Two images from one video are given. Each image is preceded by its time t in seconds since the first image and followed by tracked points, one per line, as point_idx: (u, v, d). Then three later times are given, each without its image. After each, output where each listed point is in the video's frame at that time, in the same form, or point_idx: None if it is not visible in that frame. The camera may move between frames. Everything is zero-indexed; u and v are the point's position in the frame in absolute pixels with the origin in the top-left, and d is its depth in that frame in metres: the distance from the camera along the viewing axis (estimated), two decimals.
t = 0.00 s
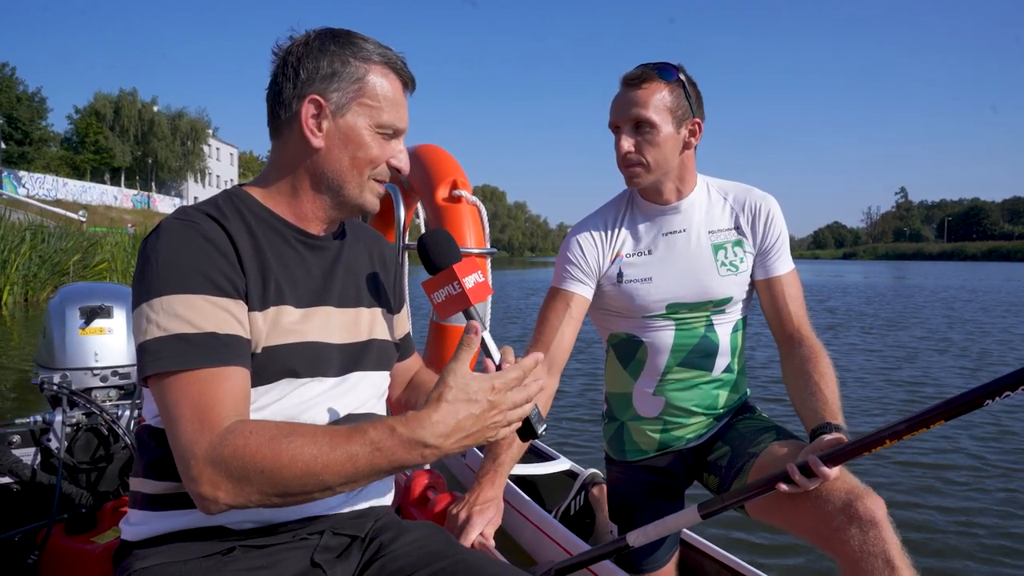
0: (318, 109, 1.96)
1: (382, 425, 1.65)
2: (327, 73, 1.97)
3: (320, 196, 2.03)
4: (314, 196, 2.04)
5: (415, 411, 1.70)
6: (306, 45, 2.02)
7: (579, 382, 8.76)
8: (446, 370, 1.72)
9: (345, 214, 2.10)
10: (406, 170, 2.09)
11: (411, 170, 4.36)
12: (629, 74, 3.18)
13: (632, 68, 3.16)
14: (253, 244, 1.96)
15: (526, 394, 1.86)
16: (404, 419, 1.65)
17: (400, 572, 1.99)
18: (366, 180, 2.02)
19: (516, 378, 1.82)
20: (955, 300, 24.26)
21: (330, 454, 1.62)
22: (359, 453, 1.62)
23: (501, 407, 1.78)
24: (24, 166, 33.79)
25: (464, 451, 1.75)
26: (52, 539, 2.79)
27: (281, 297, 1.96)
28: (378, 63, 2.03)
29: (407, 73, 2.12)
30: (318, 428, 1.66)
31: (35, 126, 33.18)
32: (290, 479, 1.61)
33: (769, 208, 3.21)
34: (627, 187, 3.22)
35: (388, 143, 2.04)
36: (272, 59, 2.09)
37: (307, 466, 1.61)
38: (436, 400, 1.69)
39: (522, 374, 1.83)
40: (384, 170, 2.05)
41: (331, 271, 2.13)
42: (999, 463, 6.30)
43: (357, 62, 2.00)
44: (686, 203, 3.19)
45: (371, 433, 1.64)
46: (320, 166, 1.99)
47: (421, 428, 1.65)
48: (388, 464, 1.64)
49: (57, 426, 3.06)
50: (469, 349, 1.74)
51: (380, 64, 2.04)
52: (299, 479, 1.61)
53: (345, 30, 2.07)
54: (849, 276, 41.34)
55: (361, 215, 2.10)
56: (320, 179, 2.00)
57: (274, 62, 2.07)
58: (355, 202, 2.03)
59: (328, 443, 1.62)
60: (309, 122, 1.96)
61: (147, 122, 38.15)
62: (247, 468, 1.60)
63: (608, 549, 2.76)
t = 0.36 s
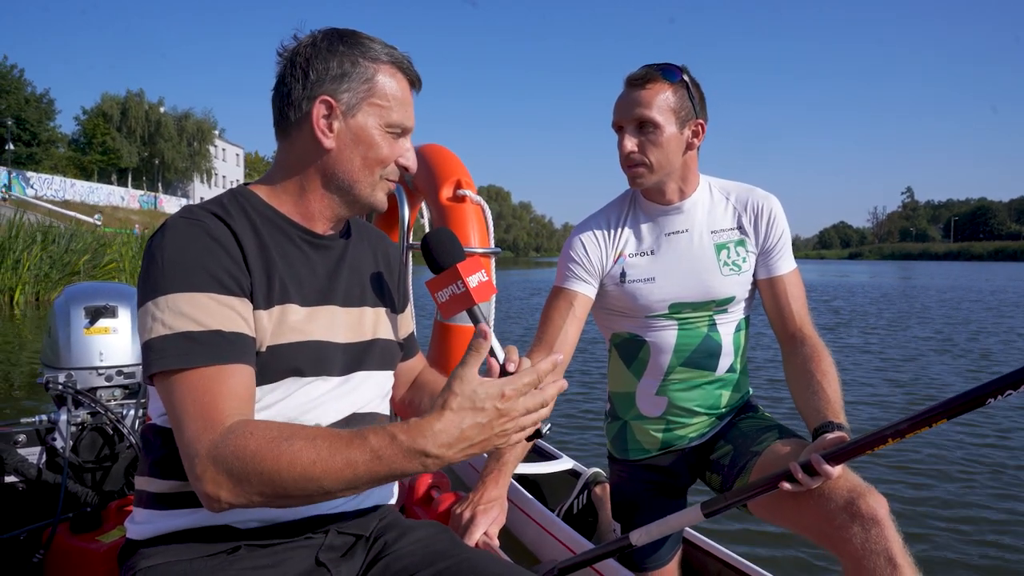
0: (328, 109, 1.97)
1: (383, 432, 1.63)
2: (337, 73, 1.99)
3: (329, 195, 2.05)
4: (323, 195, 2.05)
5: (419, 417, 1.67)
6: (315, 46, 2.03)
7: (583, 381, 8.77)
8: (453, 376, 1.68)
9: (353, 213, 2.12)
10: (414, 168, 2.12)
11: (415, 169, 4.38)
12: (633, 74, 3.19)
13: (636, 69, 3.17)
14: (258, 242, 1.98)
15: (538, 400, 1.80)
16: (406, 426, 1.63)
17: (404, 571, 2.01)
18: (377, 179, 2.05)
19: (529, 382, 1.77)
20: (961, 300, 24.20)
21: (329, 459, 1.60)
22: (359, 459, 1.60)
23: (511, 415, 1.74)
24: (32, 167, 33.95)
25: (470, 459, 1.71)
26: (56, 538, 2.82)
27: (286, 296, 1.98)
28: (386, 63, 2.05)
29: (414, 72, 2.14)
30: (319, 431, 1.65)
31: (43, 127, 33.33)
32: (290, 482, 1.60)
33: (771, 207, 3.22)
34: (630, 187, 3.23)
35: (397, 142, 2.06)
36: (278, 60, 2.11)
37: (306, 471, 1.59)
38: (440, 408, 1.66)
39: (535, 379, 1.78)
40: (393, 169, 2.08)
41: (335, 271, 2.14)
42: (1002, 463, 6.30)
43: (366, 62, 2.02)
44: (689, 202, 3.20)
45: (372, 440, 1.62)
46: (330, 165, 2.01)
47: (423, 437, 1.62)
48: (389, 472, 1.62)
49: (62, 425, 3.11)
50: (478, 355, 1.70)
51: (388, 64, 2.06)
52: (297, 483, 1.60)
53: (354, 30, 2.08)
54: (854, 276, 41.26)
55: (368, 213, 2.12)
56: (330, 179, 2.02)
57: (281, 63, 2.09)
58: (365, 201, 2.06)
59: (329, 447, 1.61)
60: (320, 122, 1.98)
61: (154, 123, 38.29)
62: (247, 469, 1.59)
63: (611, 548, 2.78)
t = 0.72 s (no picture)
0: (326, 107, 1.97)
1: (374, 431, 1.61)
2: (336, 71, 1.98)
3: (327, 193, 2.04)
4: (322, 193, 2.05)
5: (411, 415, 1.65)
6: (312, 43, 2.02)
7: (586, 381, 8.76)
8: (443, 373, 1.65)
9: (352, 211, 2.11)
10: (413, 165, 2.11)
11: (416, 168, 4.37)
12: (635, 72, 3.18)
13: (638, 66, 3.16)
14: (256, 240, 1.97)
15: (531, 394, 1.76)
16: (396, 425, 1.61)
17: (403, 572, 1.99)
18: (376, 176, 2.04)
19: (521, 377, 1.74)
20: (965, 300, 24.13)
21: (320, 460, 1.59)
22: (349, 460, 1.59)
23: (503, 410, 1.70)
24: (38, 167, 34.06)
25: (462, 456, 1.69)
26: (56, 537, 2.82)
27: (283, 295, 1.97)
28: (384, 59, 2.05)
29: (412, 69, 2.13)
30: (311, 431, 1.64)
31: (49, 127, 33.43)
32: (281, 484, 1.59)
33: (773, 205, 3.21)
34: (631, 185, 3.21)
35: (396, 139, 2.05)
36: (276, 57, 2.10)
37: (297, 472, 1.59)
38: (431, 405, 1.63)
39: (528, 374, 1.74)
40: (391, 166, 2.07)
41: (334, 268, 2.14)
42: (1005, 462, 6.29)
43: (364, 59, 2.01)
44: (690, 201, 3.19)
45: (363, 439, 1.60)
46: (328, 163, 2.00)
47: (413, 435, 1.60)
48: (379, 471, 1.60)
49: (62, 424, 3.11)
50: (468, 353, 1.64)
51: (386, 61, 2.05)
52: (288, 485, 1.59)
53: (351, 27, 2.07)
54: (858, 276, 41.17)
55: (368, 211, 2.12)
56: (328, 177, 2.01)
57: (278, 59, 2.08)
58: (364, 199, 2.05)
59: (319, 447, 1.60)
60: (318, 119, 1.97)
61: (159, 123, 38.39)
62: (239, 471, 1.59)
63: (611, 548, 2.76)
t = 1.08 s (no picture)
0: (326, 107, 1.96)
1: (380, 427, 1.61)
2: (335, 71, 1.97)
3: (327, 193, 2.04)
4: (321, 193, 2.04)
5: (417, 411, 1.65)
6: (311, 43, 2.01)
7: (586, 381, 8.76)
8: (449, 369, 1.66)
9: (351, 210, 2.11)
10: (412, 165, 2.10)
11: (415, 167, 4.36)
12: (635, 72, 3.17)
13: (637, 67, 3.15)
14: (255, 241, 1.97)
15: (537, 397, 1.76)
16: (403, 419, 1.61)
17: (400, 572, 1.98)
18: (375, 176, 2.04)
19: (528, 376, 1.74)
20: (967, 300, 24.10)
21: (326, 455, 1.59)
22: (356, 454, 1.59)
23: (509, 408, 1.70)
24: (41, 167, 34.09)
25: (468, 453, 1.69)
26: (55, 537, 2.81)
27: (282, 295, 1.97)
28: (383, 60, 2.04)
29: (411, 69, 2.12)
30: (316, 428, 1.64)
31: (53, 128, 33.48)
32: (287, 480, 1.58)
33: (771, 205, 3.20)
34: (629, 185, 3.21)
35: (395, 139, 2.05)
36: (274, 57, 2.09)
37: (304, 467, 1.58)
38: (437, 401, 1.63)
39: (534, 373, 1.74)
40: (390, 166, 2.06)
41: (333, 269, 2.13)
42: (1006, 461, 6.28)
43: (363, 60, 2.01)
44: (689, 201, 3.18)
45: (371, 434, 1.60)
46: (328, 163, 1.99)
47: (419, 430, 1.60)
48: (386, 467, 1.60)
49: (61, 424, 3.11)
50: (474, 350, 1.67)
51: (385, 61, 2.04)
52: (295, 480, 1.59)
53: (349, 26, 2.07)
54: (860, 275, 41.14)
55: (367, 212, 2.12)
56: (328, 177, 2.01)
57: (276, 60, 2.07)
58: (364, 199, 2.05)
59: (326, 443, 1.60)
60: (318, 119, 1.97)
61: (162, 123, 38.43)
62: (244, 467, 1.58)
63: (609, 548, 2.76)
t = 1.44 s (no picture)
0: (330, 108, 1.95)
1: (423, 407, 1.57)
2: (337, 71, 1.97)
3: (332, 191, 2.04)
4: (326, 193, 2.04)
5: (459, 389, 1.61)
6: (312, 44, 2.00)
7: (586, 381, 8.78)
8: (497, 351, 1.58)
9: (355, 209, 2.11)
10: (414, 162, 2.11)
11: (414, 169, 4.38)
12: (630, 75, 3.19)
13: (633, 70, 3.17)
14: (264, 239, 1.95)
15: (598, 377, 1.62)
16: (446, 399, 1.57)
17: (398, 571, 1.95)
18: (379, 174, 2.04)
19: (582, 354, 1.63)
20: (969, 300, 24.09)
21: (371, 438, 1.56)
22: (401, 436, 1.56)
23: (555, 394, 1.59)
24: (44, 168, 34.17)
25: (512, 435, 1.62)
26: (55, 538, 2.83)
27: (293, 293, 1.96)
28: (384, 59, 2.04)
29: (410, 67, 2.12)
30: (358, 411, 1.61)
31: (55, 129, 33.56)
32: (332, 463, 1.55)
33: (766, 208, 3.22)
34: (625, 187, 3.22)
35: (397, 137, 2.05)
36: (274, 59, 2.07)
37: (349, 450, 1.55)
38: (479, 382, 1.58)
39: (588, 357, 1.60)
40: (393, 164, 2.07)
41: (337, 269, 2.11)
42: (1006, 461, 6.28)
43: (364, 60, 2.00)
44: (684, 203, 3.20)
45: (414, 414, 1.57)
46: (333, 162, 1.99)
47: (462, 409, 1.55)
48: (431, 446, 1.57)
49: (61, 425, 3.14)
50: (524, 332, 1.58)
51: (386, 60, 2.04)
52: (341, 463, 1.55)
53: (348, 26, 2.06)
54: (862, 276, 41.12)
55: (371, 209, 2.12)
56: (333, 176, 2.01)
57: (276, 63, 2.06)
58: (369, 197, 2.06)
59: (370, 425, 1.57)
60: (322, 120, 1.96)
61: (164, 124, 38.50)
62: (289, 451, 1.55)
63: (607, 548, 2.77)
